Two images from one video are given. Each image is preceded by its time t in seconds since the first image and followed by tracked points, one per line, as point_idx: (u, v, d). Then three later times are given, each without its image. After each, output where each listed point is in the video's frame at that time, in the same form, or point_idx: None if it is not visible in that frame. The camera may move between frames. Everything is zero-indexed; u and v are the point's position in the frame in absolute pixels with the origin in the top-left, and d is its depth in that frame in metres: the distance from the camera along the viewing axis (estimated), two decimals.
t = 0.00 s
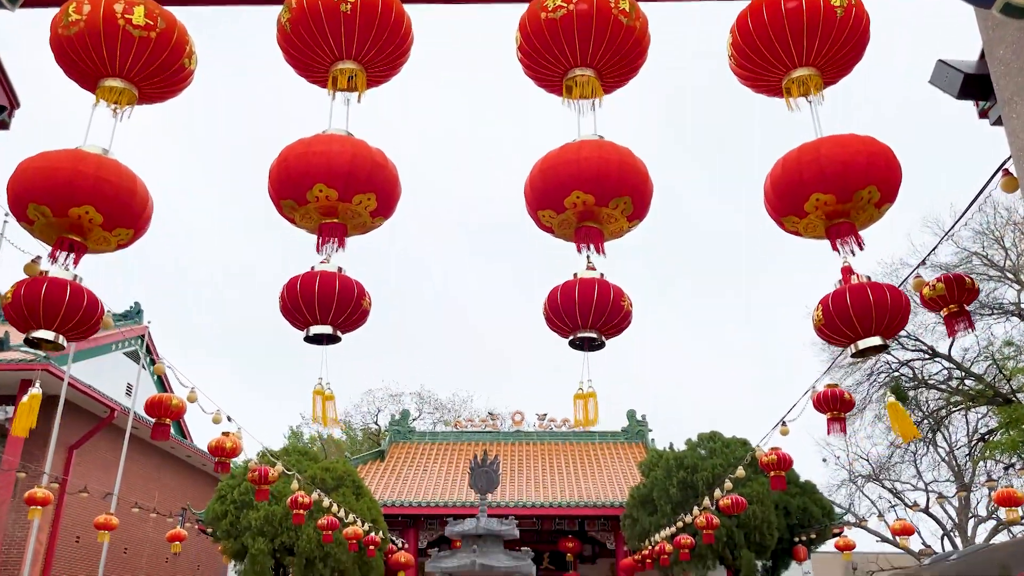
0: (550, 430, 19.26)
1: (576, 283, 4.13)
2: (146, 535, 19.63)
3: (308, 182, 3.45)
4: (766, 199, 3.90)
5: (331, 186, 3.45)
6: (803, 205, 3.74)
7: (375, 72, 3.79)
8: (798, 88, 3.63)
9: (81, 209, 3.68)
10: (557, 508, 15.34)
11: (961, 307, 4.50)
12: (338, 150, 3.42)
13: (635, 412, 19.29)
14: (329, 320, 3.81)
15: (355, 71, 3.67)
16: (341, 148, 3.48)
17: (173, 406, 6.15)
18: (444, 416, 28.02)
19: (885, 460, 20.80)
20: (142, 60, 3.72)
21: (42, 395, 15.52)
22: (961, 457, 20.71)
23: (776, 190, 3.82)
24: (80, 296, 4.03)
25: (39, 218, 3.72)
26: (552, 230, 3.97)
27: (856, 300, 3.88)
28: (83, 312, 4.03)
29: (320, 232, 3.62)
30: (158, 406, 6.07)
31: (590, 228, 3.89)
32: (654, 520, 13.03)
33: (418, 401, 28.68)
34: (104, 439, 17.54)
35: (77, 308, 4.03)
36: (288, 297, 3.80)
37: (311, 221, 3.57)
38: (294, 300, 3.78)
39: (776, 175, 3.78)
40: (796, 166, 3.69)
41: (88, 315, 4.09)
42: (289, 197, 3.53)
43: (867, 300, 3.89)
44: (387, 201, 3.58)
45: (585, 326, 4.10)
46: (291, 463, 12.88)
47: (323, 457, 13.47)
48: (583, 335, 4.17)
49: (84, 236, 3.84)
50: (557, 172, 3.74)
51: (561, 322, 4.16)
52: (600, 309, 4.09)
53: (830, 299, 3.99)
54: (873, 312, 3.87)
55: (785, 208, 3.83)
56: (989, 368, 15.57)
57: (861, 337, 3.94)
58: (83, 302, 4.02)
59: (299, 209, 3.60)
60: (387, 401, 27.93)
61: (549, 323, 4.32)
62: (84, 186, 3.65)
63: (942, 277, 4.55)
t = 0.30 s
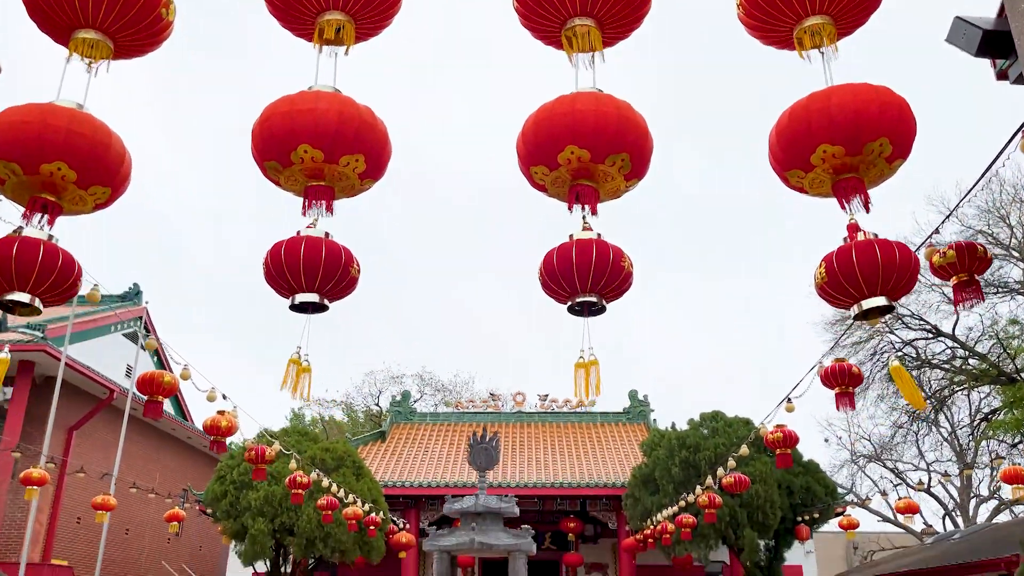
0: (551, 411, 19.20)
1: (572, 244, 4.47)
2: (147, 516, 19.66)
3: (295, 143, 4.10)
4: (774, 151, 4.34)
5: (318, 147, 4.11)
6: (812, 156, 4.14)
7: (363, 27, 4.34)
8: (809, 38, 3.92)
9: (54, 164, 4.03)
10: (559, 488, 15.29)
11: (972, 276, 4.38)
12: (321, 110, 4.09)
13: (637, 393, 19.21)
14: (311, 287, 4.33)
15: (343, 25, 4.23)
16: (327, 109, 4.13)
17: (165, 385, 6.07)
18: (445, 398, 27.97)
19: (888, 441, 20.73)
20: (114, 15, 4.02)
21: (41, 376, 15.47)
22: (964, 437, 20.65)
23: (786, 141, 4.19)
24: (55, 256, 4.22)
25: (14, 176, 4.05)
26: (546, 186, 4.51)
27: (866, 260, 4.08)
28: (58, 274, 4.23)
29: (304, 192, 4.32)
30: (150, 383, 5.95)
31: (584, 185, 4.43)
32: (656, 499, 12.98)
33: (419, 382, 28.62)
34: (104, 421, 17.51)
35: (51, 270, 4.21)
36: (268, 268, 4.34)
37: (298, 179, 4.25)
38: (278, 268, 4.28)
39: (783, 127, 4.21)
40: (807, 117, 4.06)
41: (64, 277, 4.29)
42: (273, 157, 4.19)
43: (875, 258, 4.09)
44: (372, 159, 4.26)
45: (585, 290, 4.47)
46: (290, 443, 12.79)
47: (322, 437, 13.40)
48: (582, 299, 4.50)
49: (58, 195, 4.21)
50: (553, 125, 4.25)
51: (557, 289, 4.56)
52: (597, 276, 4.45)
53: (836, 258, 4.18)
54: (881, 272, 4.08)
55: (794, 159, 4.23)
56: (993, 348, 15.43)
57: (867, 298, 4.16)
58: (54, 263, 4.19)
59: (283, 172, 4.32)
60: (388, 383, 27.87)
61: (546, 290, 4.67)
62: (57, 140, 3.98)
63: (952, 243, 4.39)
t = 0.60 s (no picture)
0: (552, 390, 19.12)
1: (566, 199, 4.35)
2: (149, 496, 19.69)
3: (266, 94, 4.17)
4: (773, 101, 4.25)
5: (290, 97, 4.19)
6: (812, 103, 4.04)
7: None
8: None
9: (19, 116, 4.06)
10: (560, 467, 15.23)
11: (982, 243, 4.24)
12: (292, 58, 4.15)
13: (639, 372, 19.11)
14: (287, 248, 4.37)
15: None
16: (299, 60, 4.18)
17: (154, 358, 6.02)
18: (446, 378, 27.91)
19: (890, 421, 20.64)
20: None
21: (39, 356, 15.42)
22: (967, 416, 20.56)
23: (787, 87, 4.09)
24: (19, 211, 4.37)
25: None
26: (540, 139, 4.40)
27: (867, 211, 4.00)
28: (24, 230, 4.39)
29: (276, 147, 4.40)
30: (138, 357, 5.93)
31: (580, 139, 4.32)
32: (657, 478, 12.92)
33: (420, 362, 28.56)
34: (103, 401, 17.47)
35: (17, 227, 4.37)
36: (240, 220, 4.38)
37: (269, 132, 4.34)
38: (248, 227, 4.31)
39: (783, 73, 4.12)
40: (809, 62, 3.96)
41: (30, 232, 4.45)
42: (243, 110, 4.26)
43: (875, 211, 4.00)
44: (346, 111, 4.33)
45: (577, 249, 4.37)
46: (289, 422, 12.72)
47: (322, 416, 13.31)
48: (574, 258, 4.43)
49: (24, 146, 4.23)
50: (552, 72, 4.12)
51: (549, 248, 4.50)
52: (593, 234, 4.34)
53: (833, 212, 4.09)
54: (879, 226, 4.00)
55: (795, 108, 4.13)
56: (998, 326, 15.29)
57: (863, 253, 4.09)
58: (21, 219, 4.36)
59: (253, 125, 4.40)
60: (390, 363, 27.80)
61: (540, 250, 4.59)
62: (20, 92, 4.00)
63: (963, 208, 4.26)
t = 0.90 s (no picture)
0: (554, 368, 19.03)
1: (567, 154, 4.21)
2: (151, 474, 19.70)
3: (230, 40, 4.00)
4: (776, 48, 4.09)
5: (257, 45, 4.02)
6: (818, 52, 3.88)
7: None
8: None
9: None
10: (561, 445, 15.16)
11: (1000, 207, 4.09)
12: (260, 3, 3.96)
13: (641, 349, 19.01)
14: (251, 203, 4.21)
15: None
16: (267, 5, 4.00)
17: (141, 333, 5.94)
18: (448, 357, 27.83)
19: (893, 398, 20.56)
20: None
21: (38, 334, 15.35)
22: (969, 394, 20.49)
23: (791, 35, 3.92)
24: None
25: None
26: (537, 89, 4.27)
27: (871, 169, 3.86)
28: None
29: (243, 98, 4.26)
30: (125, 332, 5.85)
31: (581, 88, 4.18)
32: (659, 455, 12.84)
33: (421, 342, 28.47)
34: (103, 379, 17.42)
35: None
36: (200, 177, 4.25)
37: (235, 80, 4.19)
38: (210, 182, 4.15)
39: (786, 19, 3.94)
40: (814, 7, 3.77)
41: None
42: (205, 55, 4.09)
43: (880, 168, 3.86)
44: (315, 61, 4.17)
45: (581, 209, 4.23)
46: (288, 400, 12.63)
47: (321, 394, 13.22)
48: (578, 218, 4.30)
49: None
50: (547, 17, 3.95)
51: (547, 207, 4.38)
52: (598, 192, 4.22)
53: (835, 169, 3.94)
54: (884, 185, 3.86)
55: (799, 58, 3.98)
56: (1003, 303, 15.14)
57: (864, 214, 3.96)
58: None
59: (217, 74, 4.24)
60: (391, 343, 27.72)
61: (539, 208, 4.45)
62: None
63: (981, 171, 4.12)
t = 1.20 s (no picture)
0: (556, 347, 18.93)
1: (574, 101, 4.05)
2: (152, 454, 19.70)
3: None
4: None
5: None
6: None
7: None
8: None
9: None
10: (563, 424, 15.07)
11: None
12: None
13: (643, 328, 18.87)
14: (210, 157, 4.01)
15: None
16: None
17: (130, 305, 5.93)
18: (450, 337, 27.75)
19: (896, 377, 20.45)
20: None
21: (35, 314, 15.26)
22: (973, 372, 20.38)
23: None
24: None
25: None
26: (539, 38, 4.10)
27: (889, 121, 3.71)
28: None
29: (207, 41, 3.98)
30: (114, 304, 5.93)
31: (586, 34, 4.01)
32: (661, 434, 12.74)
33: (423, 322, 28.39)
34: (103, 359, 17.35)
35: None
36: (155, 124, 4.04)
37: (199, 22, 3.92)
38: (165, 130, 3.95)
39: None
40: None
41: None
42: None
43: (899, 121, 3.71)
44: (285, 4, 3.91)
45: (591, 161, 4.09)
46: (288, 379, 12.54)
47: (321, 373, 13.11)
48: (589, 171, 4.14)
49: None
50: None
51: (551, 162, 4.25)
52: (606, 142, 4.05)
53: (852, 124, 3.79)
54: (905, 140, 3.71)
55: (815, 4, 3.81)
56: (1009, 281, 14.96)
57: (881, 174, 3.81)
58: None
59: (181, 14, 3.97)
60: (393, 323, 27.65)
61: (548, 164, 4.32)
62: None
63: (1003, 134, 3.96)
